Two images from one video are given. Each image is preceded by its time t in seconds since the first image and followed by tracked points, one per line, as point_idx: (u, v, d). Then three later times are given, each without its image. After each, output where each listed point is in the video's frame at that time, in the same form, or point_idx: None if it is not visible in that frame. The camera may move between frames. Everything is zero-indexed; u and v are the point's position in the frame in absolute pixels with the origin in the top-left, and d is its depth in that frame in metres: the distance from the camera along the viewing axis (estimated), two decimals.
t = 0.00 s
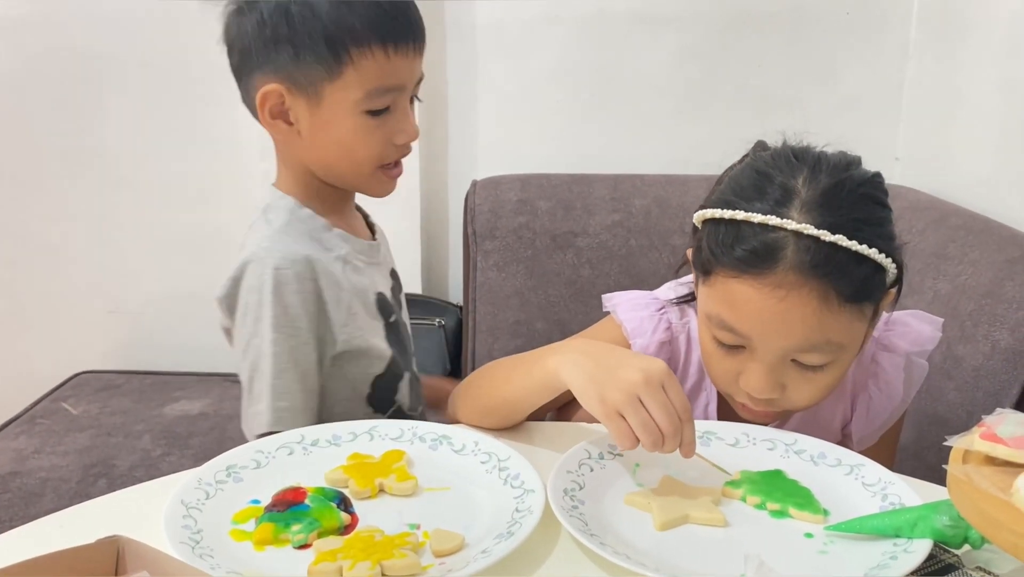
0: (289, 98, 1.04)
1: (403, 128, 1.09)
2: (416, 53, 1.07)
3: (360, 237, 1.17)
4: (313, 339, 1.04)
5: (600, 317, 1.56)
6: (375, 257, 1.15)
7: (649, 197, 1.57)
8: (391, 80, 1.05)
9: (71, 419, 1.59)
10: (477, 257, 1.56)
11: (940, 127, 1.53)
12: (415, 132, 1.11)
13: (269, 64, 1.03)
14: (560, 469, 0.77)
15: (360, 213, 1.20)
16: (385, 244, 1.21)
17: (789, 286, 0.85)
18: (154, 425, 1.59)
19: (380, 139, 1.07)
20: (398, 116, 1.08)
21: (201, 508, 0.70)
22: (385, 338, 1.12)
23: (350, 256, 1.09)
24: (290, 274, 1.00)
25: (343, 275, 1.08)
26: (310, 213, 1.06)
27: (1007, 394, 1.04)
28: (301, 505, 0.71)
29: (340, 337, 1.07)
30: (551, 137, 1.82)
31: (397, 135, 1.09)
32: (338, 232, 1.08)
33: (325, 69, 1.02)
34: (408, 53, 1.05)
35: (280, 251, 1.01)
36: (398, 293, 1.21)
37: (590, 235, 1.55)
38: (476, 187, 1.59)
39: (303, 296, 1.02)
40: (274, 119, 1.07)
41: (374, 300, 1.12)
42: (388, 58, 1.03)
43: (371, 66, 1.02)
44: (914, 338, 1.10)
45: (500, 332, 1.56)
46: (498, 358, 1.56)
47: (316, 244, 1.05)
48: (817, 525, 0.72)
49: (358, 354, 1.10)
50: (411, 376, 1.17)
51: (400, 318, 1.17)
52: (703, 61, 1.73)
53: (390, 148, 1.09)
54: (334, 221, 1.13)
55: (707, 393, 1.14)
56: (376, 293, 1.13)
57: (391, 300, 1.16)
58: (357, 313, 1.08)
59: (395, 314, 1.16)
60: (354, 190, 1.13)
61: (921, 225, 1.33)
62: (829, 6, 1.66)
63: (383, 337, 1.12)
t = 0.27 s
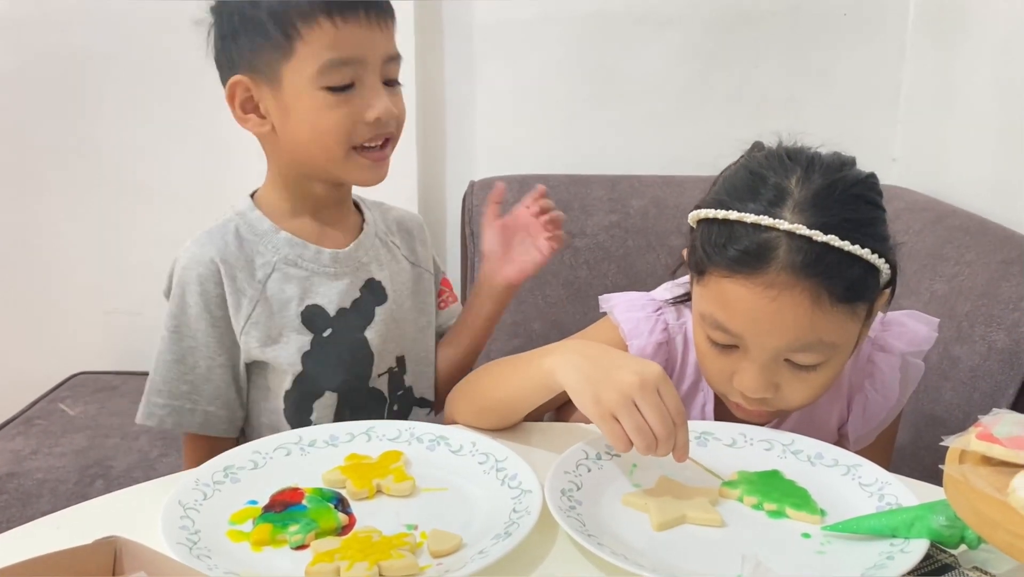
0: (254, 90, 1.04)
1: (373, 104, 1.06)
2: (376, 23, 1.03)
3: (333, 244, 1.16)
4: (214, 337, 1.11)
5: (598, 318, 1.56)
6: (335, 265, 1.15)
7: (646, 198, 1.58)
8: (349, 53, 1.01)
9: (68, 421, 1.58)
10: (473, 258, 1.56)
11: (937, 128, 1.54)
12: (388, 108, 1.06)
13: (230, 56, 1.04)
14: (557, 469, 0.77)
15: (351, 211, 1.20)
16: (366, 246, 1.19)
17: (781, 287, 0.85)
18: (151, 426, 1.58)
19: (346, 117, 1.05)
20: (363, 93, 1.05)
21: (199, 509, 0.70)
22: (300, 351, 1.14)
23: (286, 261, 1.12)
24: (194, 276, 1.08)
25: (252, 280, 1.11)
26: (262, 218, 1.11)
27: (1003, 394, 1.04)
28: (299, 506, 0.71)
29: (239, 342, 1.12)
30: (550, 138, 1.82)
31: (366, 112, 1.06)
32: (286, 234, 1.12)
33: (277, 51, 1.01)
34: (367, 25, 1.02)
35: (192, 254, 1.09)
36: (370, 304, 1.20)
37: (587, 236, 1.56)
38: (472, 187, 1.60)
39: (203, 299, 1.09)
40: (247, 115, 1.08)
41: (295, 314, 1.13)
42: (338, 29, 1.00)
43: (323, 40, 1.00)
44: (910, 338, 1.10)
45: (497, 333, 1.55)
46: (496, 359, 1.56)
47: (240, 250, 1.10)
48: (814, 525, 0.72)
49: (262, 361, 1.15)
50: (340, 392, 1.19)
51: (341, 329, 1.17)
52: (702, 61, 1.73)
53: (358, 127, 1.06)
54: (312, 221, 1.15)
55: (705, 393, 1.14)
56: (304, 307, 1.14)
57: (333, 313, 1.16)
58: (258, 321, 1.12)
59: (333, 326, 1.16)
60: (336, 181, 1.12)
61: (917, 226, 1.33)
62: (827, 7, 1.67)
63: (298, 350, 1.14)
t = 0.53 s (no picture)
0: (241, 90, 1.09)
1: (348, 91, 1.04)
2: (349, 11, 1.02)
3: (339, 243, 1.15)
4: (222, 336, 1.10)
5: (596, 318, 1.56)
6: (341, 263, 1.14)
7: (644, 198, 1.58)
8: (317, 40, 1.01)
9: (65, 421, 1.58)
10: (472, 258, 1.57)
11: (935, 128, 1.54)
12: (364, 94, 1.04)
13: (223, 63, 1.10)
14: (555, 470, 0.77)
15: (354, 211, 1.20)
16: (371, 246, 1.18)
17: (780, 286, 0.85)
18: (149, 427, 1.58)
19: (321, 107, 1.04)
20: (338, 82, 1.04)
21: (196, 509, 0.70)
22: (309, 349, 1.13)
23: (295, 259, 1.11)
24: (203, 274, 1.07)
25: (263, 279, 1.10)
26: (270, 217, 1.11)
27: (1001, 395, 1.04)
28: (297, 506, 0.71)
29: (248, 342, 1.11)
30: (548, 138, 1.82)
31: (340, 100, 1.04)
32: (293, 234, 1.11)
33: (254, 49, 1.04)
34: (334, 12, 1.01)
35: (203, 252, 1.08)
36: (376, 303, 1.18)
37: (586, 236, 1.55)
38: (473, 187, 1.59)
39: (212, 297, 1.08)
40: (240, 116, 1.11)
41: (303, 312, 1.12)
42: (306, 19, 1.00)
43: (291, 30, 1.01)
44: (907, 339, 1.10)
45: (495, 334, 1.55)
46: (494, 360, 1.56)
47: (249, 248, 1.10)
48: (813, 526, 0.72)
49: (272, 361, 1.13)
50: (348, 389, 1.16)
51: (349, 328, 1.15)
52: (700, 61, 1.73)
53: (334, 115, 1.05)
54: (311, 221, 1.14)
55: (702, 393, 1.14)
56: (311, 305, 1.12)
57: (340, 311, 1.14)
58: (269, 322, 1.10)
59: (341, 325, 1.15)
60: (331, 176, 1.11)
61: (916, 226, 1.33)
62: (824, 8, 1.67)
63: (306, 348, 1.13)
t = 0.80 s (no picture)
0: (245, 82, 1.09)
1: (351, 86, 1.04)
2: (357, 7, 1.02)
3: (337, 243, 1.16)
4: (233, 334, 1.09)
5: (594, 318, 1.56)
6: (342, 264, 1.15)
7: (643, 198, 1.58)
8: (324, 34, 1.02)
9: (64, 421, 1.58)
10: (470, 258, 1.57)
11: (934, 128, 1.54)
12: (367, 89, 1.04)
13: (231, 56, 1.10)
14: (553, 470, 0.77)
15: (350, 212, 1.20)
16: (367, 246, 1.19)
17: (778, 286, 0.85)
18: (147, 427, 1.58)
19: (323, 100, 1.04)
20: (342, 76, 1.04)
21: (194, 510, 0.70)
22: (316, 348, 1.14)
23: (299, 260, 1.12)
24: (212, 275, 1.07)
25: (269, 279, 1.11)
26: (273, 217, 1.11)
27: (999, 395, 1.04)
28: (295, 507, 0.71)
29: (259, 340, 1.11)
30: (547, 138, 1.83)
31: (343, 94, 1.04)
32: (294, 233, 1.12)
33: (261, 42, 1.05)
34: (342, 7, 1.02)
35: (210, 252, 1.08)
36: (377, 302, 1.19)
37: (584, 237, 1.56)
38: (471, 187, 1.60)
39: (223, 296, 1.08)
40: (244, 109, 1.12)
41: (308, 311, 1.13)
42: (313, 13, 1.01)
43: (299, 24, 1.01)
44: (903, 338, 1.10)
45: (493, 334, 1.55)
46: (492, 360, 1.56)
47: (254, 247, 1.10)
48: (811, 526, 0.72)
49: (281, 359, 1.13)
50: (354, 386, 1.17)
51: (353, 327, 1.16)
52: (698, 61, 1.73)
53: (336, 108, 1.05)
54: (307, 220, 1.14)
55: (700, 394, 1.14)
56: (316, 304, 1.13)
57: (345, 310, 1.15)
58: (279, 319, 1.11)
59: (347, 323, 1.15)
60: (331, 173, 1.11)
61: (914, 227, 1.33)
62: (822, 9, 1.67)
63: (313, 347, 1.13)
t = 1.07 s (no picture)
0: (265, 88, 1.10)
1: (369, 82, 1.05)
2: (368, 6, 1.05)
3: (363, 246, 1.16)
4: (269, 338, 1.09)
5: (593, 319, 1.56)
6: (369, 267, 1.15)
7: (641, 198, 1.57)
8: (339, 34, 1.04)
9: (62, 421, 1.58)
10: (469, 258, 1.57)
11: (932, 129, 1.54)
12: (384, 85, 1.05)
13: (247, 63, 1.12)
14: (552, 470, 0.77)
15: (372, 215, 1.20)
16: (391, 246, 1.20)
17: (776, 284, 0.85)
18: (145, 427, 1.58)
19: (342, 98, 1.05)
20: (359, 76, 1.06)
21: (193, 510, 0.70)
22: (350, 349, 1.14)
23: (332, 263, 1.12)
24: (249, 281, 1.07)
25: (304, 284, 1.10)
26: (302, 221, 1.11)
27: (997, 395, 1.04)
28: (293, 507, 0.71)
29: (294, 343, 1.11)
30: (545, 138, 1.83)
31: (361, 90, 1.05)
32: (324, 237, 1.11)
33: (278, 47, 1.07)
34: (353, 7, 1.04)
35: (245, 258, 1.07)
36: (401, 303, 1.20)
37: (583, 237, 1.56)
38: (468, 188, 1.60)
39: (259, 301, 1.07)
40: (263, 115, 1.12)
41: (340, 314, 1.13)
42: (326, 13, 1.03)
43: (313, 26, 1.03)
44: (900, 338, 1.10)
45: (491, 334, 1.55)
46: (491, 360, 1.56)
47: (289, 253, 1.10)
48: (809, 525, 0.72)
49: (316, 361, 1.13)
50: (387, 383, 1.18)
51: (382, 328, 1.17)
52: (696, 61, 1.74)
53: (353, 107, 1.06)
54: (332, 225, 1.14)
55: (697, 393, 1.14)
56: (348, 307, 1.13)
57: (373, 311, 1.16)
58: (315, 322, 1.11)
59: (376, 324, 1.16)
60: (353, 174, 1.12)
61: (911, 227, 1.33)
62: (819, 9, 1.68)
63: (347, 348, 1.14)
